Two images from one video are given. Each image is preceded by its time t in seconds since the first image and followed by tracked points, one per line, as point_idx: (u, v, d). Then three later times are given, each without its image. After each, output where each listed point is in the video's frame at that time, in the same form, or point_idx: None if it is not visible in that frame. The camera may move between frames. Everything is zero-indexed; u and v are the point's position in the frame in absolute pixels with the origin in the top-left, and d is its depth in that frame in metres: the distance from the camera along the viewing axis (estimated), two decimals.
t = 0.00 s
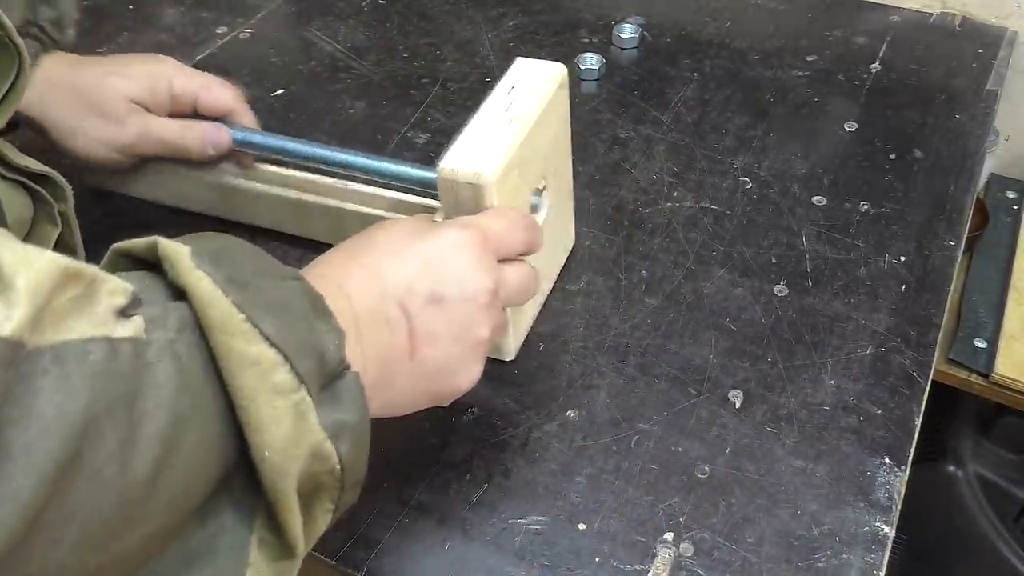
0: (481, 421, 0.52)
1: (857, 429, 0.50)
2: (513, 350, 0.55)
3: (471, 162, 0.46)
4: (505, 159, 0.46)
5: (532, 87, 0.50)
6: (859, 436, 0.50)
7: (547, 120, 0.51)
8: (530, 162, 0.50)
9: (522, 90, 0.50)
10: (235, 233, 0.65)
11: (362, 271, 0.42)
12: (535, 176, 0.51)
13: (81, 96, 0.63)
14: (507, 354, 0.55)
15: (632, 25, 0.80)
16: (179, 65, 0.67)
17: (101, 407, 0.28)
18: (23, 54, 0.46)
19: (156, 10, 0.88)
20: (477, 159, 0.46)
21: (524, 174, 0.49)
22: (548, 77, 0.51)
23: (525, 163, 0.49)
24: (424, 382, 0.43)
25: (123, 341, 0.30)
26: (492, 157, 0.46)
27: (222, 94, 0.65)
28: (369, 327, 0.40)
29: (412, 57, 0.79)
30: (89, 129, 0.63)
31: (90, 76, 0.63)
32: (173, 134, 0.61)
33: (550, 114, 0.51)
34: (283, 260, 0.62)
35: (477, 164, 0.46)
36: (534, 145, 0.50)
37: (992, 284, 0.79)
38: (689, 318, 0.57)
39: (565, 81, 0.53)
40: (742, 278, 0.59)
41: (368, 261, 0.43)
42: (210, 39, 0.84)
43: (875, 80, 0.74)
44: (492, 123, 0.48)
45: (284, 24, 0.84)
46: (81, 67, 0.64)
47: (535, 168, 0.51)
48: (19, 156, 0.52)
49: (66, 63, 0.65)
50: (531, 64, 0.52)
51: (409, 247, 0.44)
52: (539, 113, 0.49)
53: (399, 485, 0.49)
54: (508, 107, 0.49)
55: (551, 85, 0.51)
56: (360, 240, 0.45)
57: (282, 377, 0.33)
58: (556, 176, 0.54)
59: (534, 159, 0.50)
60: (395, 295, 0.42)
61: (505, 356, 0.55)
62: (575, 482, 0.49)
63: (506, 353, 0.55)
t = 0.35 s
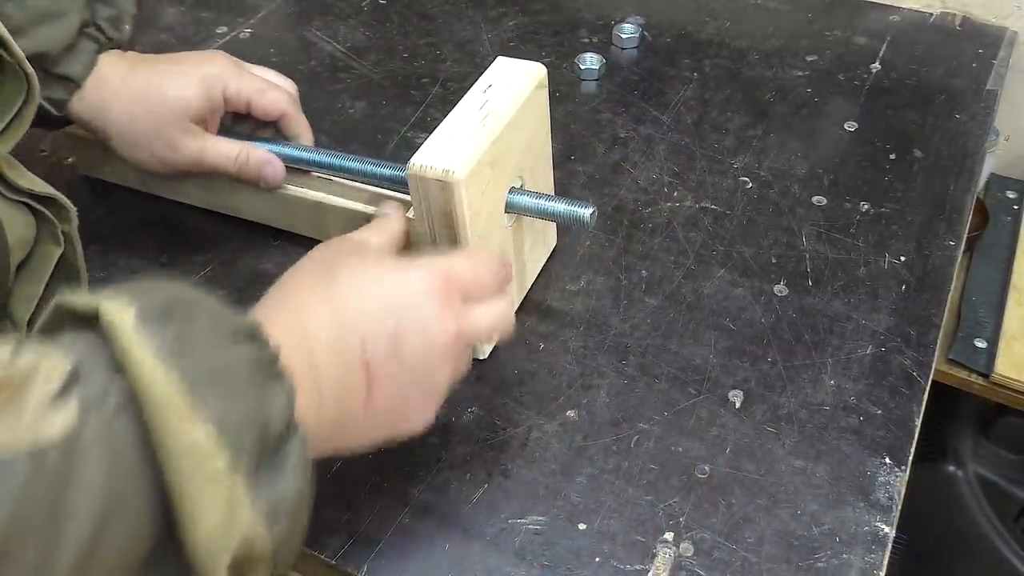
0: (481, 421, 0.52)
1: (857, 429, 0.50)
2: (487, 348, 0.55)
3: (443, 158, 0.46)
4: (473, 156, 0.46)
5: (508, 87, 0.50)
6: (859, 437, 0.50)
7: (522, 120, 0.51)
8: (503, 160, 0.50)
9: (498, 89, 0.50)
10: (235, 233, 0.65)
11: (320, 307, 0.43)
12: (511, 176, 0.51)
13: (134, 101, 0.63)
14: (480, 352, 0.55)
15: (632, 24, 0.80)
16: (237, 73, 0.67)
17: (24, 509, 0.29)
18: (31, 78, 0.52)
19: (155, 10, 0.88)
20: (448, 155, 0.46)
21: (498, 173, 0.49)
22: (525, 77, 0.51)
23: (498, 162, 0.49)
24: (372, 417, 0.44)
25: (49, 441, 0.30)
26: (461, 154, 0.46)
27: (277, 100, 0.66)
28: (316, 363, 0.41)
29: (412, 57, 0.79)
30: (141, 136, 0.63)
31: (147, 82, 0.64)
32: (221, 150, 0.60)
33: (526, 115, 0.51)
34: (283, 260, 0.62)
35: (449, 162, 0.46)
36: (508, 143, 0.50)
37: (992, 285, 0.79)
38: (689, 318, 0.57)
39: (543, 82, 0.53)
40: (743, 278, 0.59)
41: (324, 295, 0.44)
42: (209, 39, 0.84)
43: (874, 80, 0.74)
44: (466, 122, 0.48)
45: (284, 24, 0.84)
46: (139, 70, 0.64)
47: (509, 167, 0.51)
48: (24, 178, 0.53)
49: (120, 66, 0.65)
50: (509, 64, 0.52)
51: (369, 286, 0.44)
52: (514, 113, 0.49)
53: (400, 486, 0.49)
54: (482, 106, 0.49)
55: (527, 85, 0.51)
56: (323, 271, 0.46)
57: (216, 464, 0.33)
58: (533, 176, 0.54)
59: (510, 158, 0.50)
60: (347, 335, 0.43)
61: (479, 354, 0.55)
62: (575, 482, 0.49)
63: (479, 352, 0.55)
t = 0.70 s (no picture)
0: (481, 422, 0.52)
1: (857, 429, 0.50)
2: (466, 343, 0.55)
3: (419, 153, 0.46)
4: (451, 153, 0.46)
5: (505, 90, 0.50)
6: (859, 437, 0.50)
7: (515, 124, 0.50)
8: (490, 159, 0.49)
9: (494, 88, 0.50)
10: (235, 233, 0.65)
11: (383, 444, 0.41)
12: (499, 179, 0.51)
13: (154, 82, 0.63)
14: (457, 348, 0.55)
15: (632, 24, 0.80)
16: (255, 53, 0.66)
17: None
18: (38, 109, 0.46)
19: (155, 9, 0.88)
20: (425, 150, 0.46)
21: (481, 174, 0.49)
22: (524, 81, 0.50)
23: (481, 164, 0.48)
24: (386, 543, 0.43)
25: None
26: (439, 149, 0.46)
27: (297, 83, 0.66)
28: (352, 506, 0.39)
29: (412, 57, 0.79)
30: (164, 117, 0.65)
31: (168, 61, 0.63)
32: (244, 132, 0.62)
33: (520, 118, 0.51)
34: (283, 260, 0.62)
35: (424, 157, 0.45)
36: (497, 143, 0.49)
37: (992, 285, 0.79)
38: (690, 318, 0.57)
39: (545, 87, 0.52)
40: (743, 278, 0.59)
41: (392, 427, 0.41)
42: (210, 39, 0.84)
43: (874, 80, 0.74)
44: (452, 120, 0.48)
45: (284, 24, 0.84)
46: (161, 46, 0.64)
47: (497, 169, 0.50)
48: (28, 203, 0.49)
49: (143, 41, 0.64)
50: (512, 67, 0.52)
51: (437, 437, 0.42)
52: (504, 116, 0.49)
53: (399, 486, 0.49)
54: (473, 104, 0.49)
55: (524, 89, 0.50)
56: (387, 390, 0.42)
57: None
58: (528, 178, 0.54)
59: (499, 157, 0.50)
60: (397, 483, 0.41)
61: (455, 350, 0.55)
62: (575, 482, 0.49)
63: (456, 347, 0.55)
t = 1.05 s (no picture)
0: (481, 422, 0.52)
1: (857, 429, 0.50)
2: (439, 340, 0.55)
3: (397, 145, 0.46)
4: (428, 150, 0.46)
5: (504, 95, 0.49)
6: (859, 437, 0.50)
7: (509, 130, 0.49)
8: (475, 162, 0.49)
9: (493, 92, 0.49)
10: (235, 233, 0.65)
11: (390, 483, 0.40)
12: (485, 182, 0.50)
13: (230, 66, 0.62)
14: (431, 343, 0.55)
15: (632, 24, 0.80)
16: (335, 50, 0.63)
17: None
18: (54, 142, 0.45)
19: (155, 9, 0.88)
20: (403, 144, 0.46)
21: (462, 174, 0.48)
22: (526, 88, 0.50)
23: (463, 164, 0.48)
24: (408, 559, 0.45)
25: None
26: (416, 145, 0.46)
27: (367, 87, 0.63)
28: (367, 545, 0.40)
29: (412, 57, 0.79)
30: (234, 102, 0.64)
31: (248, 46, 0.62)
32: (310, 130, 0.62)
33: (515, 125, 0.50)
34: (283, 260, 0.62)
35: (399, 150, 0.45)
36: (486, 146, 0.49)
37: (992, 284, 0.79)
38: (690, 318, 0.57)
39: (550, 96, 0.51)
40: (743, 279, 0.59)
41: (397, 464, 0.41)
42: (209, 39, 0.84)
43: (874, 80, 0.74)
44: (440, 117, 0.47)
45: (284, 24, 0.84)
46: (243, 30, 0.62)
47: (484, 171, 0.49)
48: (41, 231, 0.47)
49: (227, 24, 0.62)
50: (519, 73, 0.51)
51: (451, 488, 0.41)
52: (497, 121, 0.48)
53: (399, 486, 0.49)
54: (466, 105, 0.48)
55: (524, 96, 0.49)
56: (403, 435, 0.41)
57: None
58: (524, 186, 0.53)
59: (486, 160, 0.49)
60: (408, 524, 0.41)
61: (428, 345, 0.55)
62: (575, 482, 0.49)
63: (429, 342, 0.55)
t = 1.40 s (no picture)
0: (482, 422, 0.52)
1: (857, 429, 0.50)
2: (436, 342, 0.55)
3: (396, 146, 0.45)
4: (428, 152, 0.45)
5: (510, 101, 0.49)
6: (860, 437, 0.50)
7: (513, 135, 0.49)
8: (477, 166, 0.48)
9: (499, 97, 0.49)
10: (235, 233, 0.65)
11: (474, 373, 0.40)
12: (486, 187, 0.50)
13: (253, 63, 0.62)
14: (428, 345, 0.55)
15: (632, 24, 0.80)
16: (354, 45, 0.62)
17: None
18: (68, 176, 0.45)
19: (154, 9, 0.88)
20: (403, 146, 0.45)
21: (462, 177, 0.48)
22: (533, 95, 0.49)
23: (463, 168, 0.48)
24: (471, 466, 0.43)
25: None
26: (416, 147, 0.45)
27: (383, 86, 0.62)
28: (457, 432, 0.39)
29: (412, 58, 0.79)
30: (256, 99, 0.64)
31: (268, 44, 0.61)
32: (330, 123, 0.62)
33: (520, 131, 0.49)
34: (283, 260, 0.63)
35: (399, 151, 0.45)
36: (488, 150, 0.48)
37: (992, 284, 0.79)
38: (690, 318, 0.57)
39: (558, 104, 0.50)
40: (743, 278, 0.59)
41: (477, 356, 0.41)
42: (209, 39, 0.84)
43: (874, 80, 0.74)
44: (443, 121, 0.47)
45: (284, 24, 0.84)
46: (263, 30, 0.62)
47: (485, 175, 0.49)
48: (49, 259, 0.47)
49: (250, 23, 0.62)
50: (529, 79, 0.50)
51: (531, 373, 0.43)
52: (501, 127, 0.48)
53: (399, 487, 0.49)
54: (471, 108, 0.48)
55: (531, 102, 0.49)
56: (481, 332, 0.42)
57: None
58: (527, 193, 0.53)
59: (489, 165, 0.49)
60: (494, 409, 0.41)
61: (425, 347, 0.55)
62: (576, 482, 0.49)
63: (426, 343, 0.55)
